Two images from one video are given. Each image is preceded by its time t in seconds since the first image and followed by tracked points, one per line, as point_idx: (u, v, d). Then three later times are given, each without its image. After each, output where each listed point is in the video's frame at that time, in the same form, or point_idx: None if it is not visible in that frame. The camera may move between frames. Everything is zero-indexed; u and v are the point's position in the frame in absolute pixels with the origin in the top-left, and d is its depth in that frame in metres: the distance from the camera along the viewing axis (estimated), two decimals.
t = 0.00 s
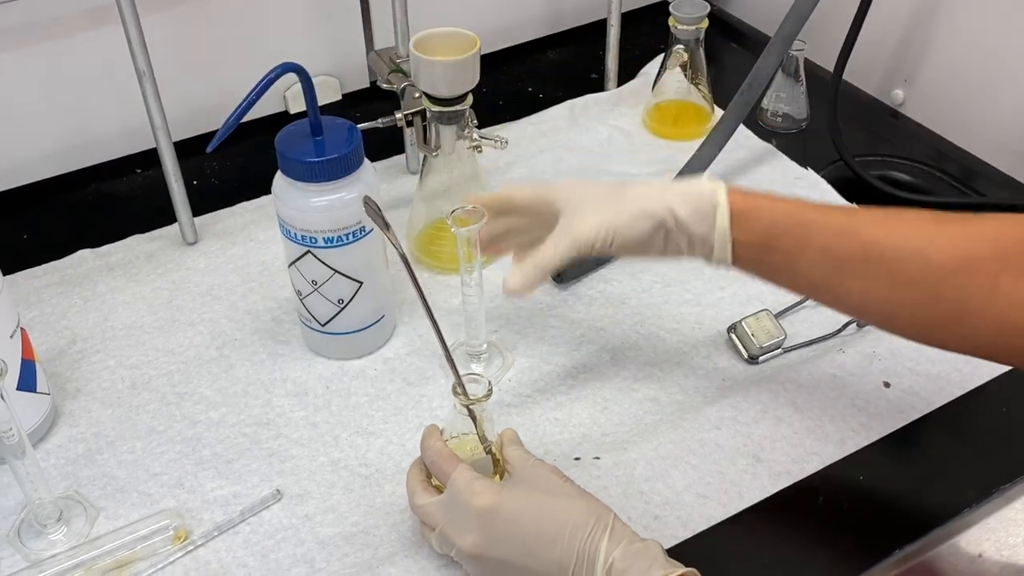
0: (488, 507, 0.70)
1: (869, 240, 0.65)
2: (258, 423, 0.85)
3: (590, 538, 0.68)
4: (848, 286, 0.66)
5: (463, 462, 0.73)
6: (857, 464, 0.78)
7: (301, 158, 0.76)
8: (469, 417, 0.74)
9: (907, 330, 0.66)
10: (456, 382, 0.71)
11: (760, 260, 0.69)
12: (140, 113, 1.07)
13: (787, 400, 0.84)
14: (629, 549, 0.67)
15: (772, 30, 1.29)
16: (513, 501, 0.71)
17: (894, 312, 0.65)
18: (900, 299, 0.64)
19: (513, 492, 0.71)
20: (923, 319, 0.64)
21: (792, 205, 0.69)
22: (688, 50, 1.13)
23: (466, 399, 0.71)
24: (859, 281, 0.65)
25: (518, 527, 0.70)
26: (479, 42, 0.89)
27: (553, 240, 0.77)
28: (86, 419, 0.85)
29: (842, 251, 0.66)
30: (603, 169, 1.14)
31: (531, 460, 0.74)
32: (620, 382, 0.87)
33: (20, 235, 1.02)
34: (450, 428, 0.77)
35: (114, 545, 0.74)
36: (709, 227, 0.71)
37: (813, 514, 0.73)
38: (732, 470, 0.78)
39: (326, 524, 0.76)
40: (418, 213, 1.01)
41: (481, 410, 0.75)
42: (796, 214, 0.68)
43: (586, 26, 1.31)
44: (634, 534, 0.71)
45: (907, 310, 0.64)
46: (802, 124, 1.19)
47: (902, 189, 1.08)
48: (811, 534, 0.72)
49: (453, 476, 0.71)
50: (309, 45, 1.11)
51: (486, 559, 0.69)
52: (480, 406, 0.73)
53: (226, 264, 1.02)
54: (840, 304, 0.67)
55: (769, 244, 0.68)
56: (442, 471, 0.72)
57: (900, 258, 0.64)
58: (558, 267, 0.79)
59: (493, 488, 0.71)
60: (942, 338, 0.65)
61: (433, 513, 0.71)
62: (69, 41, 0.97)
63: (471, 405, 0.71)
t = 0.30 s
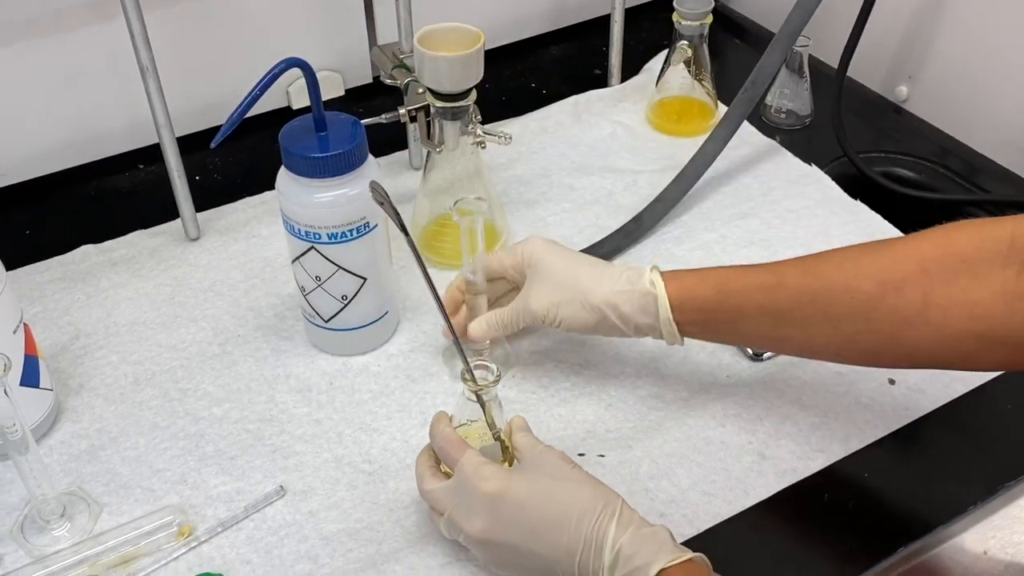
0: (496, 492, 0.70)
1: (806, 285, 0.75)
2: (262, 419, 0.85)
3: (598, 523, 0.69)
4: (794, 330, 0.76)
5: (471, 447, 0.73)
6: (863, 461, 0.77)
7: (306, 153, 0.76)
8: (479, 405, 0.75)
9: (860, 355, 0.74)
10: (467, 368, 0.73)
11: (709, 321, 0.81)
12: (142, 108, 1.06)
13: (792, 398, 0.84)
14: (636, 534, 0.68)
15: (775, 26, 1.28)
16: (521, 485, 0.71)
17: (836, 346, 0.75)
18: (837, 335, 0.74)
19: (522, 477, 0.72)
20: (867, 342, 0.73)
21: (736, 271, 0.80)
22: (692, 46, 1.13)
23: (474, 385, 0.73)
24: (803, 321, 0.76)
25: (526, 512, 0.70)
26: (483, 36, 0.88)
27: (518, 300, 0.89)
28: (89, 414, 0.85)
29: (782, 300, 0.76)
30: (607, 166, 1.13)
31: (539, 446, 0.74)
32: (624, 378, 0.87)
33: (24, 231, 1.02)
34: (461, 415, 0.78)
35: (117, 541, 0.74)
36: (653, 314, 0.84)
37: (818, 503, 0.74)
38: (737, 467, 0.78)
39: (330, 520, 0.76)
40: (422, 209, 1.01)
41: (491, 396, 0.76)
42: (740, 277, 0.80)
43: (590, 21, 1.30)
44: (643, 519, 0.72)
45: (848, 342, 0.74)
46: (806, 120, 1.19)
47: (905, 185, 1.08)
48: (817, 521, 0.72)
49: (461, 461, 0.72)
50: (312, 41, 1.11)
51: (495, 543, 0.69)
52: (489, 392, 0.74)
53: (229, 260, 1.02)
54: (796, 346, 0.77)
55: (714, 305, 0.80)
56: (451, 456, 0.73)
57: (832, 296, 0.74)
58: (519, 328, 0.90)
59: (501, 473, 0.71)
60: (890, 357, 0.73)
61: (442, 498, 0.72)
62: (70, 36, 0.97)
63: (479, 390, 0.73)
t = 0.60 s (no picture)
0: (508, 484, 0.71)
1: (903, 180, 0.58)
2: (266, 413, 0.85)
3: (607, 519, 0.69)
4: (867, 224, 0.59)
5: (485, 441, 0.74)
6: (868, 454, 0.78)
7: (310, 148, 0.76)
8: (494, 399, 0.76)
9: (925, 272, 0.59)
10: (483, 361, 0.74)
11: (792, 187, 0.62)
12: (145, 103, 1.06)
13: (795, 393, 0.84)
14: (646, 531, 0.68)
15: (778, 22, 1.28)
16: (533, 479, 0.72)
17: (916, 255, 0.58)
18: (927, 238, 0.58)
19: (534, 471, 0.72)
20: (944, 264, 0.58)
21: (845, 135, 0.61)
22: (696, 41, 1.12)
23: (490, 378, 0.73)
24: (877, 223, 0.59)
25: (538, 505, 0.70)
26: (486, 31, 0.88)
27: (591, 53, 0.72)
28: (94, 409, 0.85)
29: (875, 189, 0.58)
30: (610, 161, 1.13)
31: (551, 442, 0.75)
32: (628, 373, 0.87)
33: (25, 226, 1.01)
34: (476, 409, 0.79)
35: (121, 534, 0.74)
36: (734, 150, 0.66)
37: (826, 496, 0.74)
38: (740, 462, 0.78)
39: (334, 514, 0.76)
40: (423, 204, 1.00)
41: (505, 391, 0.77)
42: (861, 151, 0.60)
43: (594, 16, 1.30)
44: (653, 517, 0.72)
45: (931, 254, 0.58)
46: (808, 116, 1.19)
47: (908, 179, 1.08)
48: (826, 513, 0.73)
49: (474, 453, 0.72)
50: (314, 36, 1.11)
51: (506, 535, 0.70)
52: (504, 386, 0.75)
53: (233, 254, 1.02)
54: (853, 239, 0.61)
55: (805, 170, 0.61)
56: (465, 448, 0.73)
57: (932, 198, 0.57)
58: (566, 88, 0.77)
59: (513, 466, 0.72)
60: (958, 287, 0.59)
61: (454, 489, 0.72)
62: (72, 30, 0.97)
63: (495, 384, 0.74)
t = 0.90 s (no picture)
0: (511, 479, 0.71)
1: (955, 48, 0.60)
2: (266, 407, 0.85)
3: (608, 515, 0.69)
4: (904, 85, 0.62)
5: (486, 436, 0.74)
6: (867, 451, 0.78)
7: (311, 141, 0.76)
8: (496, 395, 0.76)
9: (930, 152, 0.63)
10: (486, 357, 0.74)
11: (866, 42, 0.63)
12: (145, 97, 1.06)
13: (794, 388, 0.84)
14: (647, 527, 0.68)
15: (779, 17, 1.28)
16: (535, 475, 0.72)
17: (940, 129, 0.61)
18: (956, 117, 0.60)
19: (535, 467, 0.73)
20: (952, 146, 0.61)
21: None
22: (696, 36, 1.12)
23: (492, 374, 0.74)
24: (907, 92, 0.62)
25: (540, 501, 0.71)
26: (487, 25, 0.88)
27: None
28: (94, 402, 0.85)
29: (922, 46, 0.61)
30: (610, 156, 1.13)
31: (552, 438, 0.76)
32: (628, 368, 0.88)
33: (26, 219, 1.02)
34: (477, 405, 0.79)
35: (122, 528, 0.74)
36: None
37: (824, 493, 0.74)
38: (739, 456, 0.78)
39: (335, 508, 0.76)
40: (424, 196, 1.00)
41: (507, 387, 0.77)
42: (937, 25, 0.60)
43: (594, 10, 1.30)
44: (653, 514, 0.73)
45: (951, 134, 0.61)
46: (809, 111, 1.19)
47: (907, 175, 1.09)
48: (826, 509, 0.73)
49: (476, 448, 0.73)
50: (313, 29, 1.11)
51: (508, 531, 0.70)
52: (507, 382, 0.75)
53: (233, 248, 1.02)
54: (879, 99, 0.64)
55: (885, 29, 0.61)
56: (466, 444, 0.74)
57: (973, 76, 0.60)
58: None
59: (515, 461, 0.72)
60: (955, 172, 0.62)
61: (455, 485, 0.72)
62: (72, 23, 0.97)
63: (497, 379, 0.74)
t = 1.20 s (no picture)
0: (508, 474, 0.71)
1: (975, 30, 0.59)
2: (265, 402, 0.85)
3: (605, 510, 0.69)
4: (917, 64, 0.62)
5: (483, 431, 0.74)
6: (864, 447, 0.78)
7: (310, 136, 0.76)
8: (494, 390, 0.77)
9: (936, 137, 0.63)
10: (483, 352, 0.74)
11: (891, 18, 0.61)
12: (144, 92, 1.06)
13: (791, 383, 0.84)
14: (643, 521, 0.68)
15: (779, 13, 1.28)
16: (533, 470, 0.72)
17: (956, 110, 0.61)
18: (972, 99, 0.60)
19: (533, 462, 0.73)
20: (960, 130, 0.61)
21: None
22: (695, 32, 1.12)
23: (490, 369, 0.74)
24: (921, 72, 0.61)
25: (537, 496, 0.71)
26: (486, 21, 0.88)
27: None
28: (93, 396, 0.85)
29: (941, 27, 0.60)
30: (609, 152, 1.13)
31: (549, 434, 0.76)
32: (625, 363, 0.88)
33: (25, 214, 1.02)
34: (475, 401, 0.79)
35: (121, 522, 0.75)
36: None
37: (820, 488, 0.75)
38: (736, 451, 0.78)
39: (333, 502, 0.76)
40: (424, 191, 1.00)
41: (505, 382, 0.77)
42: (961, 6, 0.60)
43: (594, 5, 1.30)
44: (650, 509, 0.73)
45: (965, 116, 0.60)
46: (808, 107, 1.19)
47: (906, 171, 1.09)
48: (823, 505, 0.73)
49: (473, 444, 0.73)
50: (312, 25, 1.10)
51: (506, 526, 0.70)
52: (504, 377, 0.75)
53: (232, 243, 1.02)
54: (890, 80, 0.64)
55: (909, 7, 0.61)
56: (464, 439, 0.74)
57: (990, 59, 0.59)
58: None
59: (513, 456, 0.73)
60: (963, 160, 0.62)
61: (453, 480, 0.73)
62: (73, 18, 0.96)
63: (495, 375, 0.74)
